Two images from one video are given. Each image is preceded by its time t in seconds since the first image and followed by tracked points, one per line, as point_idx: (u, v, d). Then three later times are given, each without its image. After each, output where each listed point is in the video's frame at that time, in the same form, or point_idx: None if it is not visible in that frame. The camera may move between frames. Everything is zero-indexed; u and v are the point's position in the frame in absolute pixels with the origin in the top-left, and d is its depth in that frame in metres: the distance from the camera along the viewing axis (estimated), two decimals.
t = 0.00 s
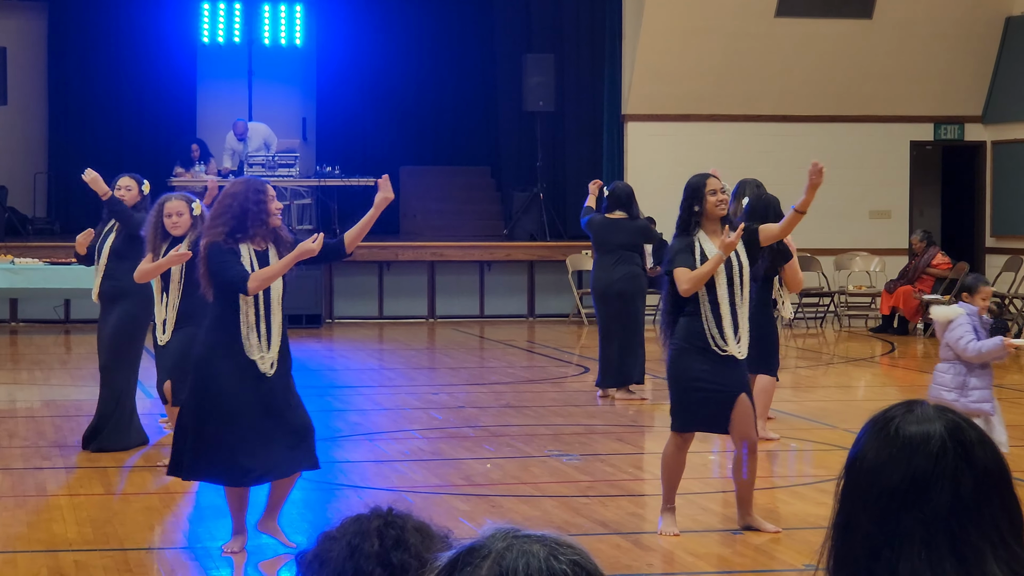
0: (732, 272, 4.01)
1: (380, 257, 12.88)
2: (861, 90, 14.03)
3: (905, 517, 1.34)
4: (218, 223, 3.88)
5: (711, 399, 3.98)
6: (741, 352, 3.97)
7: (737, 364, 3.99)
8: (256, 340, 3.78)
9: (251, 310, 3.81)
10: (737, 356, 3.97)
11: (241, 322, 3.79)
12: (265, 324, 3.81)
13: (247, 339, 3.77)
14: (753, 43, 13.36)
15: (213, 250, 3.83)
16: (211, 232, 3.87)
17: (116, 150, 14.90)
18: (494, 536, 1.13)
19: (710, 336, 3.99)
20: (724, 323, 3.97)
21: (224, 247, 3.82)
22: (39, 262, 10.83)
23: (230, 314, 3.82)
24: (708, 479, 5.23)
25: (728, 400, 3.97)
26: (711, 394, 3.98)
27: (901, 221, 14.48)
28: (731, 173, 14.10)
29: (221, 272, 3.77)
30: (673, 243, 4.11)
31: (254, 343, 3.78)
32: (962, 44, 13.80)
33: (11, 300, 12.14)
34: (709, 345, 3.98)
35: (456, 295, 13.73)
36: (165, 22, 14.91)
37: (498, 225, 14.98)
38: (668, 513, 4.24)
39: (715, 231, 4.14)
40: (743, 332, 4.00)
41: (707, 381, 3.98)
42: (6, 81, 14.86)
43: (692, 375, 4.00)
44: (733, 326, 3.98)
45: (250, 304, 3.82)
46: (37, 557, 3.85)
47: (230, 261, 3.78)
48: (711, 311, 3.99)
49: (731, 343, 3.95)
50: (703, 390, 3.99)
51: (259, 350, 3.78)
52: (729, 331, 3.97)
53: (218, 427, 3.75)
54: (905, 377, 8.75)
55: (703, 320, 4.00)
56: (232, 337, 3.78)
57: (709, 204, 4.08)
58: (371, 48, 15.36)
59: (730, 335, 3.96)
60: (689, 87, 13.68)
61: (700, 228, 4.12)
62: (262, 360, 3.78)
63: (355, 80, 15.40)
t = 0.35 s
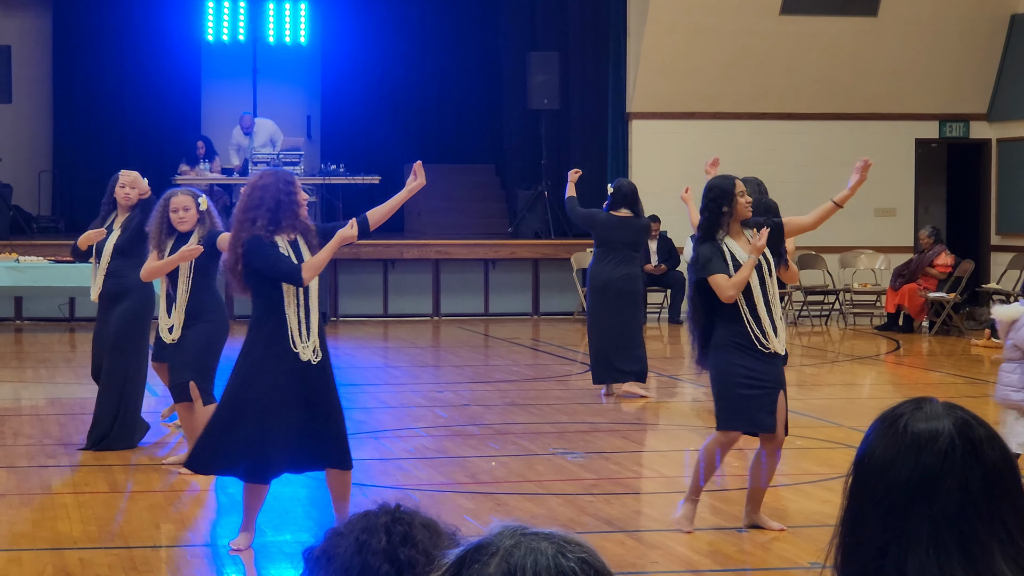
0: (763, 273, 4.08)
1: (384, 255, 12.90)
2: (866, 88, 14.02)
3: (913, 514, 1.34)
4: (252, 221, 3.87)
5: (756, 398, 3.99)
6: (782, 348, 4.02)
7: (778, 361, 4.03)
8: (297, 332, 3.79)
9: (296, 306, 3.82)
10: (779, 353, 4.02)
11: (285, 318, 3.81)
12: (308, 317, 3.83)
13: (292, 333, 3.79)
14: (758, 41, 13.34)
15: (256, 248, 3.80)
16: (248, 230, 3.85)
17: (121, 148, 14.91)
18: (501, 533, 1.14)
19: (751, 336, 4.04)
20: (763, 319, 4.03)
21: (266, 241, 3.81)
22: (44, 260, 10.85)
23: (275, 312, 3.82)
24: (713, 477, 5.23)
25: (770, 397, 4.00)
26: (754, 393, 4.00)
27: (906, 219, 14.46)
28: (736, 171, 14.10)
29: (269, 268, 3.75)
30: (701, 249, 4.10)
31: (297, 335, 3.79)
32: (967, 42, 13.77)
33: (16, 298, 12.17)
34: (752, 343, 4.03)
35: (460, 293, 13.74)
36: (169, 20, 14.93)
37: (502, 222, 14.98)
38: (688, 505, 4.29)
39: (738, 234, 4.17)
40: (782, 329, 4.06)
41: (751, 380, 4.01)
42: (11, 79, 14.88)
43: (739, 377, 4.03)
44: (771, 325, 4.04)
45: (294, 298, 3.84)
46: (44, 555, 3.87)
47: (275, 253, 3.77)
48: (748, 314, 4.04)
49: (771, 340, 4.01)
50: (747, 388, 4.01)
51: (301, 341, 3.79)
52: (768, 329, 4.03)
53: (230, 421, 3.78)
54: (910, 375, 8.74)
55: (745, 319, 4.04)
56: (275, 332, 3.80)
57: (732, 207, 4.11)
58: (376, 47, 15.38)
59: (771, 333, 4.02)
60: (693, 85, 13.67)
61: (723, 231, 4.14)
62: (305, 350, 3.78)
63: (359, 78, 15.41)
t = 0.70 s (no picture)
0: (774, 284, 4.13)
1: (389, 254, 12.91)
2: (870, 86, 14.00)
3: (919, 513, 1.34)
4: (283, 229, 3.86)
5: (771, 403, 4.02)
6: (782, 358, 4.06)
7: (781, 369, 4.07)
8: (342, 333, 3.81)
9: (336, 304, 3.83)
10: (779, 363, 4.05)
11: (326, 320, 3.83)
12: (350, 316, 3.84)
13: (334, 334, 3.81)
14: (762, 41, 13.33)
15: (292, 255, 3.81)
16: (282, 239, 3.84)
17: (127, 147, 14.94)
18: (507, 533, 1.14)
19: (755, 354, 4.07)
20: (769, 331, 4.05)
21: (300, 248, 3.82)
22: (49, 260, 10.87)
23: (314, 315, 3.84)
24: (718, 477, 5.23)
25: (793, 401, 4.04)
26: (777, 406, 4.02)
27: (911, 218, 14.44)
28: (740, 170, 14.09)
29: (308, 274, 3.77)
30: (722, 252, 4.09)
31: (341, 340, 3.80)
32: (972, 40, 13.74)
33: (21, 298, 12.19)
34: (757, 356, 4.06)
35: (466, 292, 13.74)
36: (174, 20, 14.96)
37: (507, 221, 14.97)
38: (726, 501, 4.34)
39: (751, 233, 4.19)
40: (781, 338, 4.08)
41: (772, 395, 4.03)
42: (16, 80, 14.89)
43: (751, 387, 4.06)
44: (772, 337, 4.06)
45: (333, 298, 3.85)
46: (48, 555, 3.88)
47: (311, 259, 3.78)
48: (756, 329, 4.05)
49: (771, 351, 4.04)
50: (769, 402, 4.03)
51: (346, 344, 3.81)
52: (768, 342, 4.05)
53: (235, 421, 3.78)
54: (916, 374, 8.73)
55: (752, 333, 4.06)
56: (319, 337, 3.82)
57: (746, 209, 4.13)
58: (381, 47, 15.42)
59: (771, 345, 4.05)
60: (697, 84, 13.66)
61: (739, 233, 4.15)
62: (350, 350, 3.80)
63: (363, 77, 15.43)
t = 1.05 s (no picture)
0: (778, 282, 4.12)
1: (392, 255, 12.91)
2: (873, 86, 13.99)
3: (922, 515, 1.34)
4: (293, 232, 3.89)
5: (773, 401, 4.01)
6: (772, 356, 4.03)
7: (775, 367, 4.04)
8: (351, 340, 3.82)
9: (342, 308, 3.85)
10: (771, 363, 4.04)
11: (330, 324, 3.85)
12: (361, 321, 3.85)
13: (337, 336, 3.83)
14: (765, 41, 13.32)
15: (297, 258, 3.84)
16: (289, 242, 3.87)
17: (129, 148, 14.94)
18: (512, 535, 1.14)
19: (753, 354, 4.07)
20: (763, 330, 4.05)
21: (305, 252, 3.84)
22: (53, 262, 10.88)
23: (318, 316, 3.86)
24: (721, 477, 5.23)
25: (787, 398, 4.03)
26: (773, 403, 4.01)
27: (915, 218, 14.44)
28: (743, 171, 14.10)
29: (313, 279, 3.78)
30: (727, 246, 4.13)
31: (350, 344, 3.82)
32: (975, 40, 13.72)
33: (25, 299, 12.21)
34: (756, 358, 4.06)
35: (469, 292, 13.74)
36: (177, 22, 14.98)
37: (510, 222, 14.98)
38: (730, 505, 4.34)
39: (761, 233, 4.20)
40: (771, 335, 4.05)
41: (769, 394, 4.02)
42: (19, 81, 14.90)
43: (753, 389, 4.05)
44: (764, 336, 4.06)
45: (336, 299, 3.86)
46: (52, 556, 3.89)
47: (316, 265, 3.79)
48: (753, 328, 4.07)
49: (763, 351, 4.04)
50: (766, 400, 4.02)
51: (355, 349, 3.83)
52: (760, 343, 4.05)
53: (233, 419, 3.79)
54: (919, 375, 8.73)
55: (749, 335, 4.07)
56: (326, 339, 3.84)
57: (755, 209, 4.13)
58: (383, 48, 15.42)
59: (762, 345, 4.04)
60: (700, 85, 13.66)
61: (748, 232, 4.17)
62: (361, 356, 3.83)
63: (366, 78, 15.44)
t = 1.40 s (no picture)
0: (761, 270, 4.09)
1: (393, 254, 12.92)
2: (874, 85, 13.98)
3: (923, 514, 1.34)
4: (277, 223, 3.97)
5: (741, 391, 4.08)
6: (774, 349, 4.04)
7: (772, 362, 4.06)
8: (320, 335, 3.76)
9: (310, 300, 3.79)
10: (771, 354, 4.04)
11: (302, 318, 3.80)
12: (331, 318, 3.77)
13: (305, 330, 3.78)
14: (766, 40, 13.32)
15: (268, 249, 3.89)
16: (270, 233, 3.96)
17: (130, 147, 14.94)
18: (516, 533, 1.14)
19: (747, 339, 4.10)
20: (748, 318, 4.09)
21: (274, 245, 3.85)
22: (54, 260, 10.88)
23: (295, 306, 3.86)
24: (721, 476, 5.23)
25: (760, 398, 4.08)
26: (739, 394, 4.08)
27: (916, 217, 14.43)
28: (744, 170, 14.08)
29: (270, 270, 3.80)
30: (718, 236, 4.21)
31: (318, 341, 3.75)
32: (976, 39, 13.72)
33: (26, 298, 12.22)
34: (742, 343, 4.10)
35: (469, 291, 13.75)
36: (178, 21, 14.99)
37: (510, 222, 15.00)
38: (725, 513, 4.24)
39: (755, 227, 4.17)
40: (780, 330, 4.06)
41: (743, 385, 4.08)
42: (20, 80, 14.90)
43: (728, 369, 4.13)
44: (763, 324, 4.07)
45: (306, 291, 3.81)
46: (52, 555, 3.89)
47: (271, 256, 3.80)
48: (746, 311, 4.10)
49: (762, 340, 4.05)
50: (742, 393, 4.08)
51: (326, 349, 3.74)
52: (761, 331, 4.07)
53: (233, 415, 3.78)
54: (919, 373, 8.73)
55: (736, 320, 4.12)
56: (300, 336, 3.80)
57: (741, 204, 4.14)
58: (384, 47, 15.43)
59: (762, 334, 4.06)
60: (701, 84, 13.65)
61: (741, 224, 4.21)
62: (329, 357, 3.73)
63: (367, 77, 15.45)
